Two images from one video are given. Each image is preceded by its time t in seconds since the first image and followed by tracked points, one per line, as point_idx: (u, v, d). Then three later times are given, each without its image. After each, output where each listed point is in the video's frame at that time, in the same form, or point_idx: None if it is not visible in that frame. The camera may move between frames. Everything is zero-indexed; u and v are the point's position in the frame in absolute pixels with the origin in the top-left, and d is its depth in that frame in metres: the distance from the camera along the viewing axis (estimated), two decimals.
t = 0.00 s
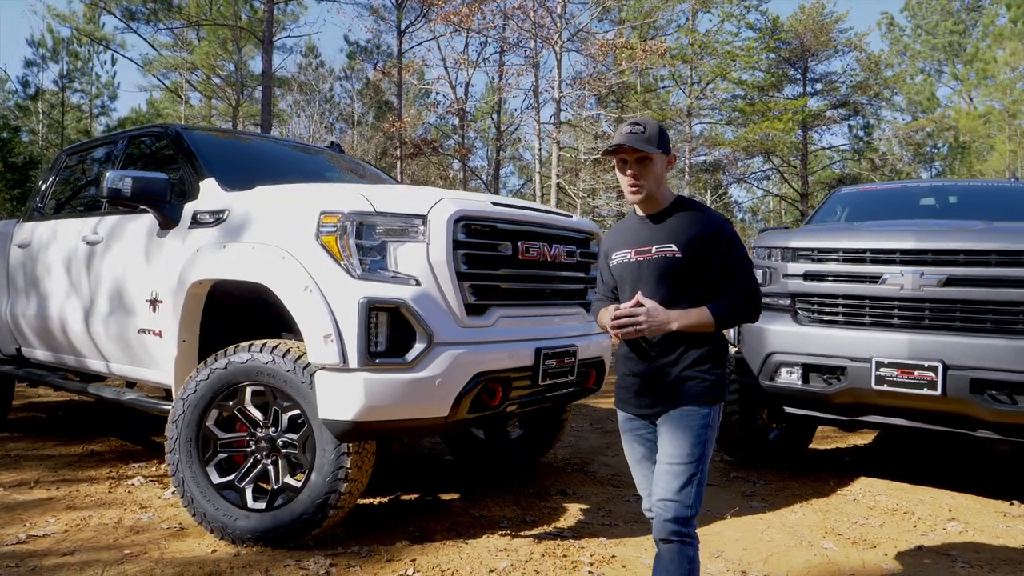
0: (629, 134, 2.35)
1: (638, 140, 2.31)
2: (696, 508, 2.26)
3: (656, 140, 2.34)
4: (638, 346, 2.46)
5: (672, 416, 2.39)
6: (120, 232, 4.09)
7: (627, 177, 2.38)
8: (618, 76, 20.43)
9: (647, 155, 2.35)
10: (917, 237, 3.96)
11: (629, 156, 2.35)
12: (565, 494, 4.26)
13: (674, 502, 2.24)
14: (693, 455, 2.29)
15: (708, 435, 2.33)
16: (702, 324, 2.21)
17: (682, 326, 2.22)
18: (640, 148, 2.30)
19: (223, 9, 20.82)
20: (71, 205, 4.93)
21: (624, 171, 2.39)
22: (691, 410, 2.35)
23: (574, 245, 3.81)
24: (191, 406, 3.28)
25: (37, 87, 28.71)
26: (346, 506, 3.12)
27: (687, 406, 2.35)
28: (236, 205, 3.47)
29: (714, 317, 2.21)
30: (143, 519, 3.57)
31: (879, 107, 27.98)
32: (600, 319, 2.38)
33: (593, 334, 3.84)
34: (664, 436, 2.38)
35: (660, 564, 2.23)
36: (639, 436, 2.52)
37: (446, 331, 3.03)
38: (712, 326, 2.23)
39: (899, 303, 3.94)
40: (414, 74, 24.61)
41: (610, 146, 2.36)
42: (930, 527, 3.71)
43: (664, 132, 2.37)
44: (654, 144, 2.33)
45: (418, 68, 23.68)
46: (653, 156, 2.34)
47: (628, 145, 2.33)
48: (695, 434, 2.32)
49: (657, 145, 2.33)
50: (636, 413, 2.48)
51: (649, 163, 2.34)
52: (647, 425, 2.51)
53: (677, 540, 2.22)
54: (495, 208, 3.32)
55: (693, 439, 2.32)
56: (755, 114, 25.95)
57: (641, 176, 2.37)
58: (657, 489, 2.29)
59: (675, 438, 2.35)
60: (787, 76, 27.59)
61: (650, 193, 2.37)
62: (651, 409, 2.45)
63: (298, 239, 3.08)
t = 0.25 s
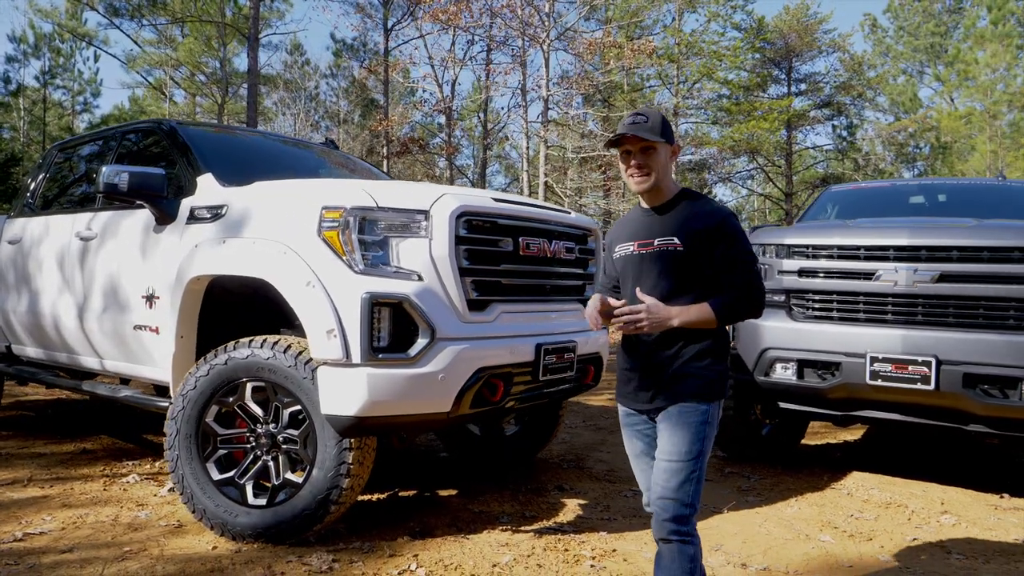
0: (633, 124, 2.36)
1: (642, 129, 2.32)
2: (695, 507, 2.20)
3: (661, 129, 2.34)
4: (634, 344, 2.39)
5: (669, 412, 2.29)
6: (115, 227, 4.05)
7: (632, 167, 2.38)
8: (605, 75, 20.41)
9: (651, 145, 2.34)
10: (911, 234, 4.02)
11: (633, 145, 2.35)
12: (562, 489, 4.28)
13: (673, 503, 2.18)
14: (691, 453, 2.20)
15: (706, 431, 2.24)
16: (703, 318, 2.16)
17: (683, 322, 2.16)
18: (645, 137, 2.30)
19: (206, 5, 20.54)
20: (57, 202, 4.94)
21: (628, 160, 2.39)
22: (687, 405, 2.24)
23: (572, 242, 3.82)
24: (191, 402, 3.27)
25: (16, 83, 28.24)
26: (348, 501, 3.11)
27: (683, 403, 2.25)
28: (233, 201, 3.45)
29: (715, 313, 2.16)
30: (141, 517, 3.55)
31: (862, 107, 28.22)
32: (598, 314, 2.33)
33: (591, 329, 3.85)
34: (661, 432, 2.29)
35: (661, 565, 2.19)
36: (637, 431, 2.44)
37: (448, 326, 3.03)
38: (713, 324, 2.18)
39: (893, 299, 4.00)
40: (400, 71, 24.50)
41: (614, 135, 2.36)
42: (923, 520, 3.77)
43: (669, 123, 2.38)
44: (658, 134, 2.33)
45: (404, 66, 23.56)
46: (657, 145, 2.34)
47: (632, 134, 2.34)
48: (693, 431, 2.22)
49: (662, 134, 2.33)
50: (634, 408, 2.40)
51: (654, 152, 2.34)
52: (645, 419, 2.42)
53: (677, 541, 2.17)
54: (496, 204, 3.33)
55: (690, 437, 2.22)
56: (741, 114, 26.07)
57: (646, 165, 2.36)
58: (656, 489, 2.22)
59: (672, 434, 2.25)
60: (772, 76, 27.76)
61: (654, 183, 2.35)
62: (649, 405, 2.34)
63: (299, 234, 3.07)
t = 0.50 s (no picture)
0: (641, 106, 2.35)
1: (651, 111, 2.31)
2: (701, 506, 2.22)
3: (668, 111, 2.32)
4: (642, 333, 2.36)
5: (674, 411, 2.27)
6: (110, 223, 4.02)
7: (640, 151, 2.37)
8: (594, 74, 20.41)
9: (659, 127, 2.33)
10: (906, 231, 4.05)
11: (641, 127, 2.34)
12: (562, 486, 4.29)
13: (682, 505, 2.18)
14: (698, 454, 2.21)
15: (711, 430, 2.24)
16: (711, 311, 2.16)
17: (692, 313, 2.15)
18: (653, 118, 2.30)
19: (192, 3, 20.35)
20: (45, 200, 4.93)
21: (635, 144, 2.38)
22: (693, 405, 2.24)
23: (572, 238, 3.83)
24: (191, 400, 3.25)
25: None
26: (350, 499, 3.09)
27: (689, 402, 2.24)
28: (233, 196, 3.43)
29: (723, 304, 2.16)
30: (139, 516, 3.52)
31: (848, 107, 28.41)
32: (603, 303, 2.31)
33: (590, 327, 3.86)
34: (666, 431, 2.28)
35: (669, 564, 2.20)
36: (636, 425, 2.41)
37: (452, 322, 3.03)
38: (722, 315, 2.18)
39: (889, 295, 4.03)
40: (389, 70, 24.40)
41: (620, 116, 2.34)
42: (920, 514, 3.80)
43: (676, 106, 2.37)
44: (666, 115, 2.31)
45: (393, 64, 23.47)
46: (665, 127, 2.33)
47: (638, 116, 2.33)
48: (700, 432, 2.22)
49: (670, 116, 2.32)
50: (637, 403, 2.37)
51: (662, 134, 2.33)
52: (645, 414, 2.39)
53: (686, 542, 2.18)
54: (498, 200, 3.33)
55: (696, 437, 2.22)
56: (729, 113, 26.16)
57: (654, 148, 2.34)
58: (663, 491, 2.22)
59: (677, 435, 2.25)
60: (760, 76, 27.90)
61: (663, 166, 2.33)
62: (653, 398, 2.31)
63: (301, 230, 3.05)
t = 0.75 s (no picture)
0: (651, 96, 2.38)
1: (661, 100, 2.34)
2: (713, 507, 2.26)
3: (679, 102, 2.35)
4: (653, 329, 2.37)
5: (684, 414, 2.28)
6: (102, 222, 3.98)
7: (650, 141, 2.39)
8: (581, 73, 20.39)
9: (670, 118, 2.36)
10: (900, 229, 4.10)
11: (651, 118, 2.37)
12: (558, 485, 4.28)
13: (696, 510, 2.22)
14: (709, 459, 2.22)
15: (722, 433, 2.25)
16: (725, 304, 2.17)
17: (705, 308, 2.16)
18: (664, 107, 2.32)
19: None
20: (31, 199, 4.89)
21: (645, 133, 2.41)
22: (705, 409, 2.24)
23: (569, 237, 3.83)
24: (187, 400, 3.22)
25: None
26: (349, 499, 3.07)
27: (701, 406, 2.25)
28: (230, 194, 3.40)
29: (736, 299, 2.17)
30: (133, 517, 3.48)
31: (832, 107, 28.59)
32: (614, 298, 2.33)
33: (587, 325, 3.86)
34: (676, 434, 2.29)
35: (681, 566, 2.24)
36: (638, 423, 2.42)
37: (452, 321, 3.02)
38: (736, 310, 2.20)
39: (883, 293, 4.06)
40: (375, 69, 24.26)
41: (631, 106, 2.38)
42: (914, 510, 3.84)
43: (687, 96, 2.40)
44: (677, 106, 2.34)
45: (379, 63, 23.33)
46: (676, 118, 2.36)
47: (650, 105, 2.36)
48: (711, 436, 2.23)
49: (680, 107, 2.35)
50: (644, 403, 2.37)
51: (673, 125, 2.35)
52: (648, 414, 2.39)
53: (700, 543, 2.22)
54: (497, 199, 3.33)
55: (707, 442, 2.23)
56: (715, 113, 26.24)
57: (665, 138, 2.37)
58: (676, 495, 2.25)
59: (688, 439, 2.26)
60: (745, 76, 28.03)
61: (673, 157, 2.36)
62: (663, 397, 2.31)
63: (301, 228, 3.03)
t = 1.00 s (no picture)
0: (670, 95, 2.38)
1: (682, 101, 2.34)
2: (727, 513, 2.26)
3: (699, 103, 2.36)
4: (662, 333, 2.37)
5: (697, 420, 2.27)
6: (95, 222, 3.93)
7: (667, 142, 2.39)
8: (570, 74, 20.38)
9: (689, 119, 2.37)
10: (896, 230, 4.12)
11: (670, 118, 2.38)
12: (556, 486, 4.27)
13: (710, 516, 2.22)
14: (723, 465, 2.22)
15: (734, 440, 2.24)
16: (735, 310, 2.16)
17: (714, 313, 2.17)
18: (685, 109, 2.32)
19: None
20: (19, 200, 4.84)
21: (662, 134, 2.41)
22: (718, 415, 2.24)
23: (568, 237, 3.82)
24: (184, 402, 3.19)
25: None
26: (349, 501, 3.04)
27: (712, 413, 2.24)
28: (226, 193, 3.37)
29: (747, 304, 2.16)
30: (129, 520, 3.44)
31: (818, 109, 28.75)
32: (623, 300, 2.35)
33: (586, 326, 3.85)
34: (689, 440, 2.29)
35: (697, 568, 2.26)
36: (638, 428, 2.41)
37: (452, 322, 3.00)
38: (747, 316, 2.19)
39: (879, 294, 4.09)
40: (364, 69, 24.16)
41: (652, 106, 2.39)
42: (911, 509, 3.86)
43: (706, 97, 2.40)
44: (697, 107, 2.35)
45: (368, 63, 23.24)
46: (695, 120, 2.36)
47: (668, 107, 2.36)
48: (725, 443, 2.23)
49: (700, 108, 2.35)
50: (654, 405, 2.36)
51: (691, 126, 2.36)
52: (651, 417, 2.39)
53: (716, 548, 2.23)
54: (496, 199, 3.32)
55: (719, 448, 2.23)
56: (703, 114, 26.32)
57: (682, 139, 2.37)
58: (693, 500, 2.25)
59: (701, 445, 2.25)
60: (733, 77, 28.14)
61: (689, 159, 2.37)
62: (673, 401, 2.31)
63: (300, 228, 3.01)
